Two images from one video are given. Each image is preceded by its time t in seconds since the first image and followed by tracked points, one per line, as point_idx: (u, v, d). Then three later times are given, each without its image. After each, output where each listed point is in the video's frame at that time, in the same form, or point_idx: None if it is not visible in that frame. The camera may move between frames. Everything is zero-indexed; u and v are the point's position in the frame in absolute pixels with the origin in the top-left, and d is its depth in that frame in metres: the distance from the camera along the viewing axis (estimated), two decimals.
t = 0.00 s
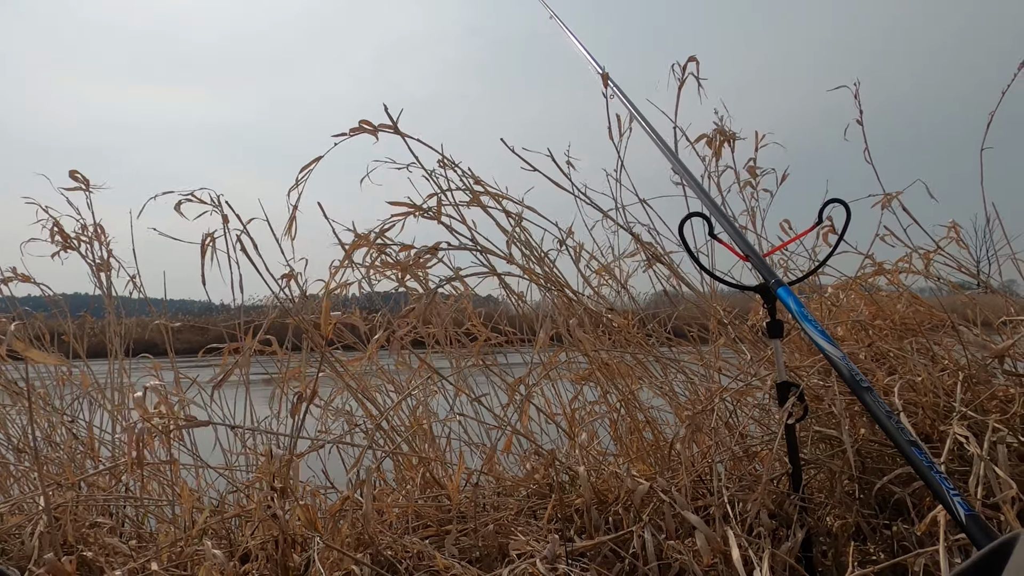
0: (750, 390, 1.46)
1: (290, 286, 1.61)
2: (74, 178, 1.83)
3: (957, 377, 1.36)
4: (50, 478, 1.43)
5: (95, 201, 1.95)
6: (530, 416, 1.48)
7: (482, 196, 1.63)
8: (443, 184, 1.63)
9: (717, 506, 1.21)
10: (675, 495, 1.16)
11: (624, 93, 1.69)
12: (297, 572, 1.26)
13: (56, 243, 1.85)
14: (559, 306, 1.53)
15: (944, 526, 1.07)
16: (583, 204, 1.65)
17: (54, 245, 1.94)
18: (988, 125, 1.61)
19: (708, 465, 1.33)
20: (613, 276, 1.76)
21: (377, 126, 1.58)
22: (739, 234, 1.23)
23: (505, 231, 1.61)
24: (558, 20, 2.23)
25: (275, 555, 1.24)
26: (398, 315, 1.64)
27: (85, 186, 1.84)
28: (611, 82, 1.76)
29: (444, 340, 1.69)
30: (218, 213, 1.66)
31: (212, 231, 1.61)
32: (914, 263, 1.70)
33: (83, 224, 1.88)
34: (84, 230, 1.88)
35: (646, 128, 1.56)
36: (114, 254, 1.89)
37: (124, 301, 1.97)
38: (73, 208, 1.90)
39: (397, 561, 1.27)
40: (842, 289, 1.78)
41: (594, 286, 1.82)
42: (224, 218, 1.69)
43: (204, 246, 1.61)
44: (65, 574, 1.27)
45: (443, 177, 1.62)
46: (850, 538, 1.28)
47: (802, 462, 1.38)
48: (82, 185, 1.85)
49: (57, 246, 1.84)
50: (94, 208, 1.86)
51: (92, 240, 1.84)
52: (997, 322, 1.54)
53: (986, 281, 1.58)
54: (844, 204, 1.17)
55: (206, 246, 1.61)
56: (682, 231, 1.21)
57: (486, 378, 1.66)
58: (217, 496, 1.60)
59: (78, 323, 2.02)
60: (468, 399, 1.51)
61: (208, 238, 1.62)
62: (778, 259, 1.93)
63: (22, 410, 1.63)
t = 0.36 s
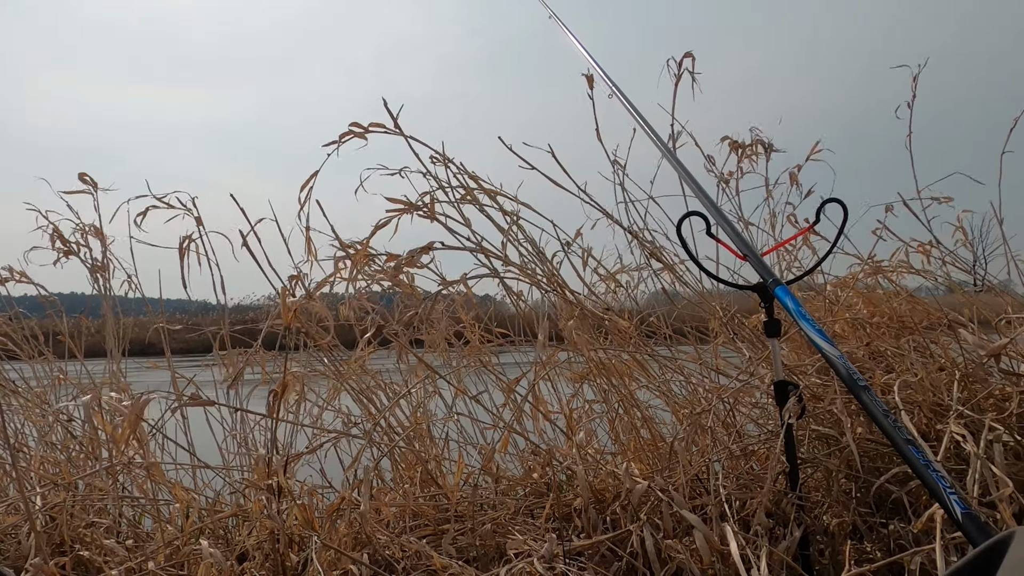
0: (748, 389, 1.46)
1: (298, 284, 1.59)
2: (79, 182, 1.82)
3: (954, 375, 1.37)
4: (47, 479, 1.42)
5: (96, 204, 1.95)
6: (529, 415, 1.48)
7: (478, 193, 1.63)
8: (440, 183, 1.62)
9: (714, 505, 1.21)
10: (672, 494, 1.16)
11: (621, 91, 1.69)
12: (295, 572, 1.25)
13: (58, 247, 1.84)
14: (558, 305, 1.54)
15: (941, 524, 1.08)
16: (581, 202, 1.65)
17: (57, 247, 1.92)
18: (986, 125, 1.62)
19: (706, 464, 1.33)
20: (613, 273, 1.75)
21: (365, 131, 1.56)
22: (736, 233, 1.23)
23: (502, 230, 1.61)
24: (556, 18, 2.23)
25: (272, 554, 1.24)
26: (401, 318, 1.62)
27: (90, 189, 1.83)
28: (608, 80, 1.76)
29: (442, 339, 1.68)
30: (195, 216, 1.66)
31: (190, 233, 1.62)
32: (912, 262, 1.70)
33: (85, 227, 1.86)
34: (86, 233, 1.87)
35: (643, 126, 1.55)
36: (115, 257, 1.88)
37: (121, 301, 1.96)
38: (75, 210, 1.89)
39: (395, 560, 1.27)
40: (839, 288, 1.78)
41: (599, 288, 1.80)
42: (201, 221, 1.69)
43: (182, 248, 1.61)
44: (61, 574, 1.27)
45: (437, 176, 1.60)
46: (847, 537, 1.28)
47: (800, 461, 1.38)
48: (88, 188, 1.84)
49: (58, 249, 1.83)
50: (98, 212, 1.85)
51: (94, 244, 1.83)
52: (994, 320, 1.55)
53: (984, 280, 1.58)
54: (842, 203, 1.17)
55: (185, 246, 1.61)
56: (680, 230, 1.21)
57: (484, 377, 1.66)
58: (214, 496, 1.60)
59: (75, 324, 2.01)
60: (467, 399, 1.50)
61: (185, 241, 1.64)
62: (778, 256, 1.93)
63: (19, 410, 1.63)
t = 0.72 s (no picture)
0: (747, 388, 1.46)
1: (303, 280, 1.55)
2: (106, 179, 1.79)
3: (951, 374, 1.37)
4: (43, 478, 1.42)
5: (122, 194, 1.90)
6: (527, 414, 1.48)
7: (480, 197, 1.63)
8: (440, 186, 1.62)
9: (712, 504, 1.21)
10: (670, 493, 1.16)
11: (618, 90, 1.69)
12: (292, 571, 1.26)
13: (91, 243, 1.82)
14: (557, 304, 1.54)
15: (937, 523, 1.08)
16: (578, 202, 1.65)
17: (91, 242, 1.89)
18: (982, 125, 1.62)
19: (704, 463, 1.33)
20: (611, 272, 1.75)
21: (377, 133, 1.57)
22: (734, 232, 1.23)
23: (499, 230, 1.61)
24: (554, 17, 2.23)
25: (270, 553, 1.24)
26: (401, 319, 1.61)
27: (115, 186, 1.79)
28: (605, 79, 1.76)
29: (440, 338, 1.68)
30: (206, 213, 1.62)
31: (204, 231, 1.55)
32: (908, 261, 1.70)
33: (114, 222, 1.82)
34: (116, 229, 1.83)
35: (640, 125, 1.55)
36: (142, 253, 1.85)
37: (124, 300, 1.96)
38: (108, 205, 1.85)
39: (393, 559, 1.27)
40: (837, 287, 1.78)
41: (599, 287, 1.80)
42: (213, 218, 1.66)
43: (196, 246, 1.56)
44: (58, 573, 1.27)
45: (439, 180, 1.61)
46: (844, 535, 1.28)
47: (798, 460, 1.38)
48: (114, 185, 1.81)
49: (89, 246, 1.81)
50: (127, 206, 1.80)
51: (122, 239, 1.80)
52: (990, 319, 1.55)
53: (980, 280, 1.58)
54: (839, 203, 1.17)
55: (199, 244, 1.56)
56: (677, 231, 1.21)
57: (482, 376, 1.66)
58: (211, 495, 1.60)
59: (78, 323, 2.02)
60: (465, 398, 1.50)
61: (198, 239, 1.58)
62: (774, 255, 1.93)
63: (16, 409, 1.62)
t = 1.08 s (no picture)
0: (744, 386, 1.47)
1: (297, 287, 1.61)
2: (95, 173, 1.78)
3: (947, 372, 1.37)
4: (41, 478, 1.41)
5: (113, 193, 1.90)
6: (524, 413, 1.48)
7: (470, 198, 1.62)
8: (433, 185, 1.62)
9: (709, 502, 1.21)
10: (667, 492, 1.16)
11: (616, 89, 1.69)
12: (290, 569, 1.26)
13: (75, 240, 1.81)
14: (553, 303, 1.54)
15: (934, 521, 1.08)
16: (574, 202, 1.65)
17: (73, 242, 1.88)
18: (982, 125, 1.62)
19: (700, 461, 1.33)
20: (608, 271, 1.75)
21: (364, 126, 1.55)
22: (731, 231, 1.23)
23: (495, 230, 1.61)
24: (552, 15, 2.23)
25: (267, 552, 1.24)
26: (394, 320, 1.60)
27: (106, 183, 1.79)
28: (603, 78, 1.76)
29: (437, 336, 1.69)
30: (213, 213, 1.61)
31: (208, 229, 1.60)
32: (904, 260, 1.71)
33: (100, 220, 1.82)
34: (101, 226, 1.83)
35: (638, 124, 1.55)
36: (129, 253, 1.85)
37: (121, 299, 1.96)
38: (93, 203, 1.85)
39: (390, 558, 1.27)
40: (833, 286, 1.78)
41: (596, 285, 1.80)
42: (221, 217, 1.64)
43: (200, 245, 1.59)
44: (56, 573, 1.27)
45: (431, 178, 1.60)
46: (842, 535, 1.28)
47: (794, 459, 1.39)
48: (103, 179, 1.80)
49: (74, 243, 1.79)
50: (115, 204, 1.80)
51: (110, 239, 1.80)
52: (986, 318, 1.56)
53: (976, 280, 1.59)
54: (835, 201, 1.17)
55: (202, 243, 1.60)
56: (673, 230, 1.21)
57: (480, 375, 1.66)
58: (209, 495, 1.60)
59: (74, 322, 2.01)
60: (463, 397, 1.50)
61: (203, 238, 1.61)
62: (771, 254, 1.93)
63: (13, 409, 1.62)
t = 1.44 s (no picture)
0: (741, 384, 1.48)
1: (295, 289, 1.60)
2: (76, 174, 1.81)
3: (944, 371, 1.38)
4: (39, 476, 1.42)
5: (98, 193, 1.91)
6: (523, 412, 1.48)
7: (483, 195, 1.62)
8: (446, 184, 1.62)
9: (707, 501, 1.21)
10: (665, 491, 1.17)
11: (615, 88, 1.69)
12: (287, 567, 1.26)
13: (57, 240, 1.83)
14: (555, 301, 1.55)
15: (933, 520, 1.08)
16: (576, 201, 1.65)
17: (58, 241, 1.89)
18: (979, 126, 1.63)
19: (699, 460, 1.33)
20: (609, 271, 1.75)
21: (381, 126, 1.59)
22: (729, 230, 1.23)
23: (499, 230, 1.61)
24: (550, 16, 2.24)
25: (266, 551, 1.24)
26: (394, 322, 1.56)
27: (88, 182, 1.81)
28: (602, 78, 1.77)
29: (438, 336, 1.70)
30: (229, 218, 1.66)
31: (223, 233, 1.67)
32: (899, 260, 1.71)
33: (83, 220, 1.84)
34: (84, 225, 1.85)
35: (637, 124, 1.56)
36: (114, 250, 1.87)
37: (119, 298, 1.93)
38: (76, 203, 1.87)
39: (389, 557, 1.27)
40: (831, 285, 1.79)
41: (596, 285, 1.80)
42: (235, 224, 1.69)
43: (212, 247, 1.64)
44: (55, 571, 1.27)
45: (443, 176, 1.61)
46: (839, 533, 1.29)
47: (792, 458, 1.39)
48: (85, 180, 1.83)
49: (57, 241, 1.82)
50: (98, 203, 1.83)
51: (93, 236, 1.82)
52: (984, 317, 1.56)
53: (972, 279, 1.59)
54: (833, 201, 1.17)
55: (216, 246, 1.64)
56: (672, 230, 1.21)
57: (479, 374, 1.67)
58: (208, 494, 1.60)
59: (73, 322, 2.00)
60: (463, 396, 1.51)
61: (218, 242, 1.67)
62: (770, 254, 1.93)
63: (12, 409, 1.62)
